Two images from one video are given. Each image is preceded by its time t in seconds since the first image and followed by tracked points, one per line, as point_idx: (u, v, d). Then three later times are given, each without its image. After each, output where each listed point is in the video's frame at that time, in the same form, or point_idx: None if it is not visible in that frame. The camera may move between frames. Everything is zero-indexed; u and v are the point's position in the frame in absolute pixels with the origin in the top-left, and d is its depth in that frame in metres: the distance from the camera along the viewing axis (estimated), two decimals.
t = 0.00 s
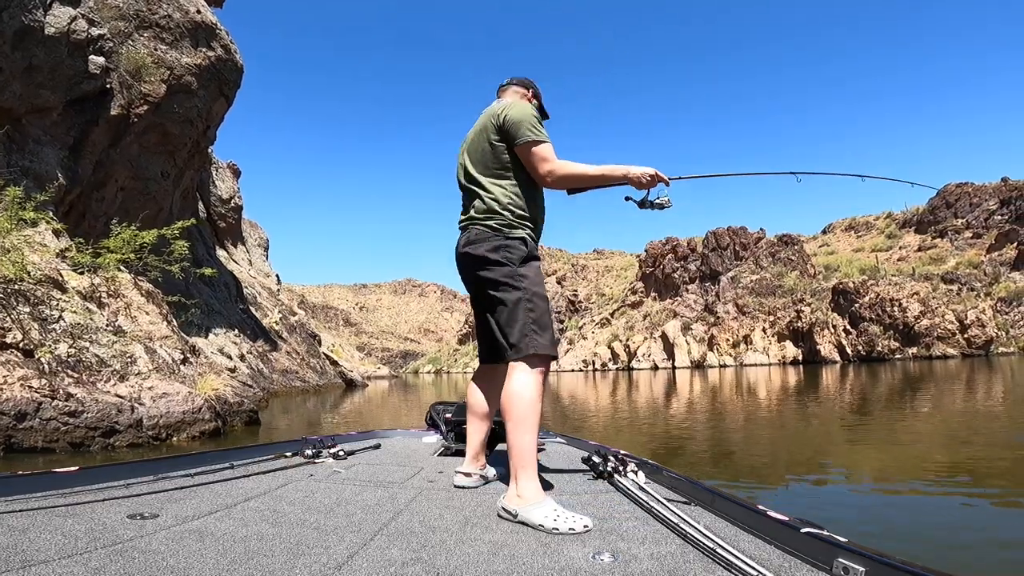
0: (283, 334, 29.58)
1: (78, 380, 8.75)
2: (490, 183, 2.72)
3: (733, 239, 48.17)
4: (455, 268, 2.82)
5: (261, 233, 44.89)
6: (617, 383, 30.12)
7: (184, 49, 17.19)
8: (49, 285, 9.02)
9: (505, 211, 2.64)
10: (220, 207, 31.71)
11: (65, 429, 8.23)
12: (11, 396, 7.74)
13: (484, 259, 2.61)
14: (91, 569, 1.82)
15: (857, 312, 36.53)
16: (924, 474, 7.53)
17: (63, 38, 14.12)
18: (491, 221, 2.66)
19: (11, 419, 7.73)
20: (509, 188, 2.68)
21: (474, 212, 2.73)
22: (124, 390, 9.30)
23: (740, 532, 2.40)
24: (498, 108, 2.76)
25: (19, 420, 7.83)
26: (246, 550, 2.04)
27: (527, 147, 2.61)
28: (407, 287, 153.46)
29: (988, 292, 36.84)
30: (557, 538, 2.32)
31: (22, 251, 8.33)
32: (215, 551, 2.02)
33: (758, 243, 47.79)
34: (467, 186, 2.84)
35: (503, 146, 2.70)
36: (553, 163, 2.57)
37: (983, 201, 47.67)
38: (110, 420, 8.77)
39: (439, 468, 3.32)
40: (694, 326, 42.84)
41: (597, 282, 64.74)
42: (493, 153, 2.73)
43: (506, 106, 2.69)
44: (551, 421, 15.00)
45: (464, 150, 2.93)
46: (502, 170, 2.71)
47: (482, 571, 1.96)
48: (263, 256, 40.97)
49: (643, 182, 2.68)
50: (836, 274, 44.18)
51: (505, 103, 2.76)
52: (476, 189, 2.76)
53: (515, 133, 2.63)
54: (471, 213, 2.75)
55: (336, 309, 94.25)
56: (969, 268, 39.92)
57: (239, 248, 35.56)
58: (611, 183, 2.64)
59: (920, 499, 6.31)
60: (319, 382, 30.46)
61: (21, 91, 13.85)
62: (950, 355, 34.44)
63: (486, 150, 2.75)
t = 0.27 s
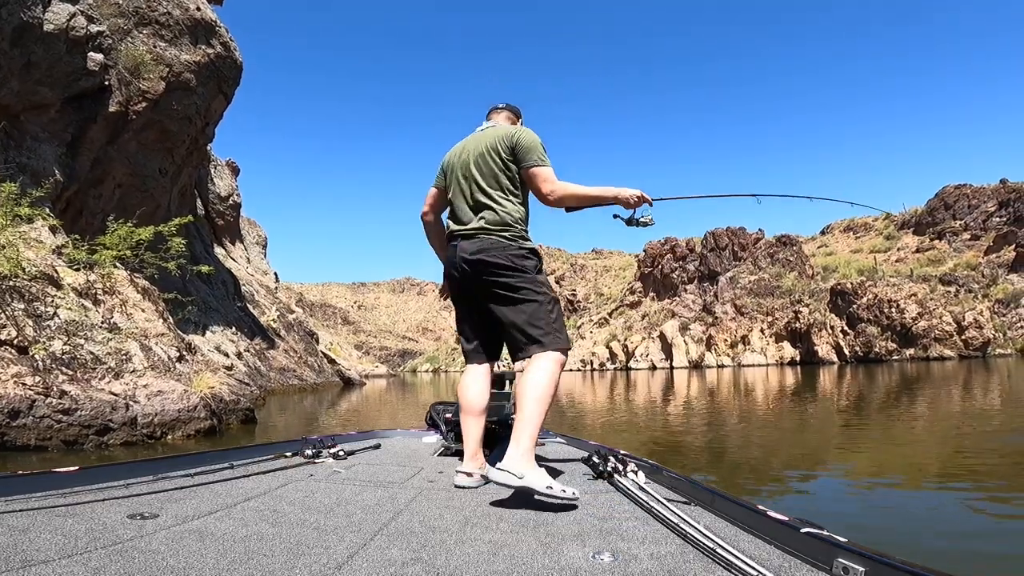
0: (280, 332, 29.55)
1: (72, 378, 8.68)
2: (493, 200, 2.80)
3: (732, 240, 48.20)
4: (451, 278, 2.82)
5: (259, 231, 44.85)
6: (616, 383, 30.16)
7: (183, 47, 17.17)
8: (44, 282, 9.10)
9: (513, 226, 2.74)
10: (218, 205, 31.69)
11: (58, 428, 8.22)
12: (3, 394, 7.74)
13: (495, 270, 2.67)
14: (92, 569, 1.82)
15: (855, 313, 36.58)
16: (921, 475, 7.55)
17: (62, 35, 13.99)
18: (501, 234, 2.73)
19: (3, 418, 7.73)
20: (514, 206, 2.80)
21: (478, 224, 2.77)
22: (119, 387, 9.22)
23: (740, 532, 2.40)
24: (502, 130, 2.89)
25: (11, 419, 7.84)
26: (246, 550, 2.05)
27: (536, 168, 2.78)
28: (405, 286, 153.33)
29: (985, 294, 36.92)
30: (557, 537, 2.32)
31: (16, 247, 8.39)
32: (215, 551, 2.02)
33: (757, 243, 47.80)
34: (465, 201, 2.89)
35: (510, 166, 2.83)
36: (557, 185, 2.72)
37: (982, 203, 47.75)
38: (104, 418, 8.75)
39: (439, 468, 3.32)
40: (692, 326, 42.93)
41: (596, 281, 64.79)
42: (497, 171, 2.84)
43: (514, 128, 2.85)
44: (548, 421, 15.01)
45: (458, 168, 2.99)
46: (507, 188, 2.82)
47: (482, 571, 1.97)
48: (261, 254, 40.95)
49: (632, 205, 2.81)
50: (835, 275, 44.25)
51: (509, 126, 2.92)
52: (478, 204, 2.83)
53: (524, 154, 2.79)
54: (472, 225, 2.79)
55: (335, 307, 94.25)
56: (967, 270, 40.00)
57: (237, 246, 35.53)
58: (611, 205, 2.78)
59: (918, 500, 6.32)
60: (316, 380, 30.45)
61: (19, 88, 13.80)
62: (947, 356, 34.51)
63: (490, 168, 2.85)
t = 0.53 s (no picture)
0: (278, 328, 29.53)
1: (67, 372, 8.65)
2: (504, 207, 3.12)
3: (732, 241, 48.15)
4: (459, 275, 3.09)
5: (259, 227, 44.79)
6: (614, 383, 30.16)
7: (185, 42, 17.15)
8: (41, 276, 9.08)
9: (521, 232, 3.10)
10: (218, 200, 31.66)
11: (53, 423, 8.23)
12: None
13: (510, 271, 3.00)
14: (91, 569, 1.82)
15: (854, 315, 36.50)
16: (918, 478, 7.57)
17: (65, 30, 13.99)
18: (511, 241, 3.07)
19: None
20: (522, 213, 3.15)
21: (491, 228, 3.08)
22: (115, 382, 9.18)
23: (740, 532, 2.41)
24: (512, 142, 3.23)
25: (6, 413, 7.83)
26: (245, 550, 2.05)
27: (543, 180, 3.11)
28: (405, 283, 153.14)
29: (985, 298, 36.93)
30: (556, 537, 2.33)
31: (14, 240, 8.36)
32: (215, 551, 2.02)
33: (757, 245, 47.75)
34: (475, 205, 3.18)
35: (519, 176, 3.18)
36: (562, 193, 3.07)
37: (983, 207, 47.73)
38: (98, 414, 8.75)
39: (439, 468, 3.32)
40: (692, 326, 43.01)
41: (595, 281, 64.77)
42: (508, 180, 3.18)
43: (524, 141, 3.20)
44: (546, 420, 15.01)
45: (466, 173, 3.28)
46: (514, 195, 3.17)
47: (483, 572, 1.97)
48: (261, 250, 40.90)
49: (632, 214, 3.12)
50: (834, 277, 44.26)
51: (517, 138, 3.26)
52: (489, 209, 3.14)
53: (534, 166, 3.15)
54: (484, 228, 3.09)
55: (334, 303, 94.17)
56: (967, 273, 40.00)
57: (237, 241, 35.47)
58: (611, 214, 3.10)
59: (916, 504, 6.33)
60: (314, 377, 30.43)
61: (20, 82, 13.77)
62: (945, 359, 34.52)
63: (502, 175, 3.18)
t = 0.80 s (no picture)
0: (277, 327, 29.51)
1: (63, 371, 8.63)
2: (518, 217, 3.25)
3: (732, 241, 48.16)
4: (474, 283, 3.19)
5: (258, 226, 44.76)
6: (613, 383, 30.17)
7: (185, 40, 17.15)
8: (37, 273, 9.18)
9: (536, 241, 3.23)
10: (218, 199, 31.64)
11: (48, 422, 8.18)
12: None
13: (526, 279, 3.12)
14: (91, 569, 1.82)
15: (853, 316, 36.42)
16: (916, 478, 7.58)
17: (64, 27, 13.98)
18: (528, 249, 3.19)
19: None
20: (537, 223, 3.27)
21: (507, 237, 3.21)
22: (111, 380, 9.18)
23: (740, 531, 2.41)
24: (525, 153, 3.35)
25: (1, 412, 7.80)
26: (245, 550, 2.05)
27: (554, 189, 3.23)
28: (405, 283, 153.10)
29: (984, 299, 36.97)
30: (556, 537, 2.33)
31: (11, 237, 8.49)
32: (215, 551, 2.02)
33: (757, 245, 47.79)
34: (491, 216, 3.30)
35: (533, 187, 3.31)
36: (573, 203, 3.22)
37: (982, 208, 47.76)
38: (95, 412, 8.71)
39: (439, 468, 3.32)
40: (691, 326, 43.04)
41: (595, 280, 64.80)
42: (523, 190, 3.30)
43: (537, 152, 3.33)
44: (545, 419, 15.03)
45: (480, 183, 3.41)
46: (528, 206, 3.30)
47: (483, 571, 1.97)
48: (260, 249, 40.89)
49: (639, 220, 3.30)
50: (833, 278, 44.28)
51: (530, 148, 3.39)
52: (504, 219, 3.25)
53: (547, 177, 3.29)
54: (500, 238, 3.22)
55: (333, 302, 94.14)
56: (966, 274, 40.05)
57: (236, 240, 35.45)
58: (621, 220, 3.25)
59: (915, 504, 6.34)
60: (313, 376, 30.41)
61: (19, 80, 13.75)
62: (944, 360, 34.54)
63: (516, 186, 3.30)
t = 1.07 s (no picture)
0: (275, 330, 29.46)
1: (58, 375, 8.59)
2: (521, 218, 3.34)
3: (730, 239, 48.20)
4: (482, 284, 3.31)
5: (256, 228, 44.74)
6: (613, 381, 30.17)
7: (178, 42, 17.11)
8: (32, 277, 9.18)
9: (539, 241, 3.31)
10: (214, 201, 31.60)
11: (44, 426, 8.14)
12: None
13: (528, 277, 3.19)
14: (92, 569, 1.81)
15: (851, 312, 36.74)
16: (916, 474, 7.57)
17: (55, 29, 13.95)
18: (529, 249, 3.27)
19: None
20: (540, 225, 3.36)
21: (511, 237, 3.30)
22: (107, 385, 9.15)
23: (739, 532, 2.41)
24: (531, 159, 3.47)
25: None
26: (245, 551, 2.04)
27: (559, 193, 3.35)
28: (403, 284, 153.14)
29: (981, 294, 37.03)
30: (556, 537, 2.33)
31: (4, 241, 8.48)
32: (215, 551, 2.01)
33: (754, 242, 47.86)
34: (497, 218, 3.41)
35: (538, 191, 3.42)
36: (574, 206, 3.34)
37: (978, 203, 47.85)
38: (91, 416, 8.67)
39: (440, 468, 3.32)
40: (690, 325, 43.09)
41: (593, 280, 64.87)
42: (527, 195, 3.41)
43: (543, 157, 3.44)
44: (543, 419, 15.03)
45: (489, 189, 3.54)
46: (533, 209, 3.41)
47: (483, 572, 1.96)
48: (257, 252, 40.84)
49: (641, 221, 3.37)
50: (831, 275, 44.33)
51: (536, 155, 3.51)
52: (509, 222, 3.36)
53: (551, 180, 3.39)
54: (504, 238, 3.31)
55: (332, 304, 94.09)
56: (963, 270, 40.14)
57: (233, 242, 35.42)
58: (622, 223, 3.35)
59: (914, 500, 6.34)
60: (312, 378, 30.37)
61: (11, 83, 13.73)
62: (943, 356, 34.58)
63: (521, 190, 3.41)
